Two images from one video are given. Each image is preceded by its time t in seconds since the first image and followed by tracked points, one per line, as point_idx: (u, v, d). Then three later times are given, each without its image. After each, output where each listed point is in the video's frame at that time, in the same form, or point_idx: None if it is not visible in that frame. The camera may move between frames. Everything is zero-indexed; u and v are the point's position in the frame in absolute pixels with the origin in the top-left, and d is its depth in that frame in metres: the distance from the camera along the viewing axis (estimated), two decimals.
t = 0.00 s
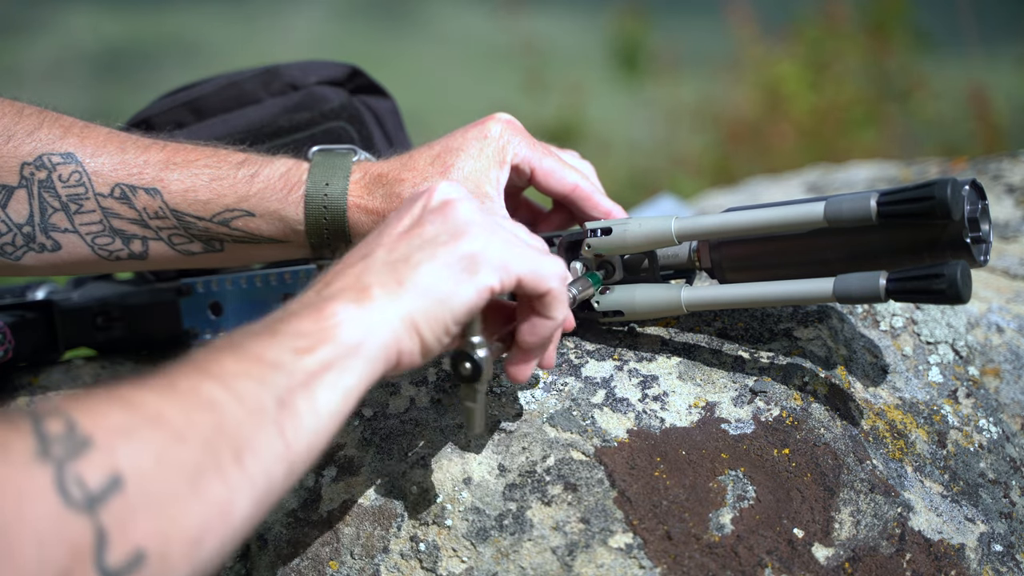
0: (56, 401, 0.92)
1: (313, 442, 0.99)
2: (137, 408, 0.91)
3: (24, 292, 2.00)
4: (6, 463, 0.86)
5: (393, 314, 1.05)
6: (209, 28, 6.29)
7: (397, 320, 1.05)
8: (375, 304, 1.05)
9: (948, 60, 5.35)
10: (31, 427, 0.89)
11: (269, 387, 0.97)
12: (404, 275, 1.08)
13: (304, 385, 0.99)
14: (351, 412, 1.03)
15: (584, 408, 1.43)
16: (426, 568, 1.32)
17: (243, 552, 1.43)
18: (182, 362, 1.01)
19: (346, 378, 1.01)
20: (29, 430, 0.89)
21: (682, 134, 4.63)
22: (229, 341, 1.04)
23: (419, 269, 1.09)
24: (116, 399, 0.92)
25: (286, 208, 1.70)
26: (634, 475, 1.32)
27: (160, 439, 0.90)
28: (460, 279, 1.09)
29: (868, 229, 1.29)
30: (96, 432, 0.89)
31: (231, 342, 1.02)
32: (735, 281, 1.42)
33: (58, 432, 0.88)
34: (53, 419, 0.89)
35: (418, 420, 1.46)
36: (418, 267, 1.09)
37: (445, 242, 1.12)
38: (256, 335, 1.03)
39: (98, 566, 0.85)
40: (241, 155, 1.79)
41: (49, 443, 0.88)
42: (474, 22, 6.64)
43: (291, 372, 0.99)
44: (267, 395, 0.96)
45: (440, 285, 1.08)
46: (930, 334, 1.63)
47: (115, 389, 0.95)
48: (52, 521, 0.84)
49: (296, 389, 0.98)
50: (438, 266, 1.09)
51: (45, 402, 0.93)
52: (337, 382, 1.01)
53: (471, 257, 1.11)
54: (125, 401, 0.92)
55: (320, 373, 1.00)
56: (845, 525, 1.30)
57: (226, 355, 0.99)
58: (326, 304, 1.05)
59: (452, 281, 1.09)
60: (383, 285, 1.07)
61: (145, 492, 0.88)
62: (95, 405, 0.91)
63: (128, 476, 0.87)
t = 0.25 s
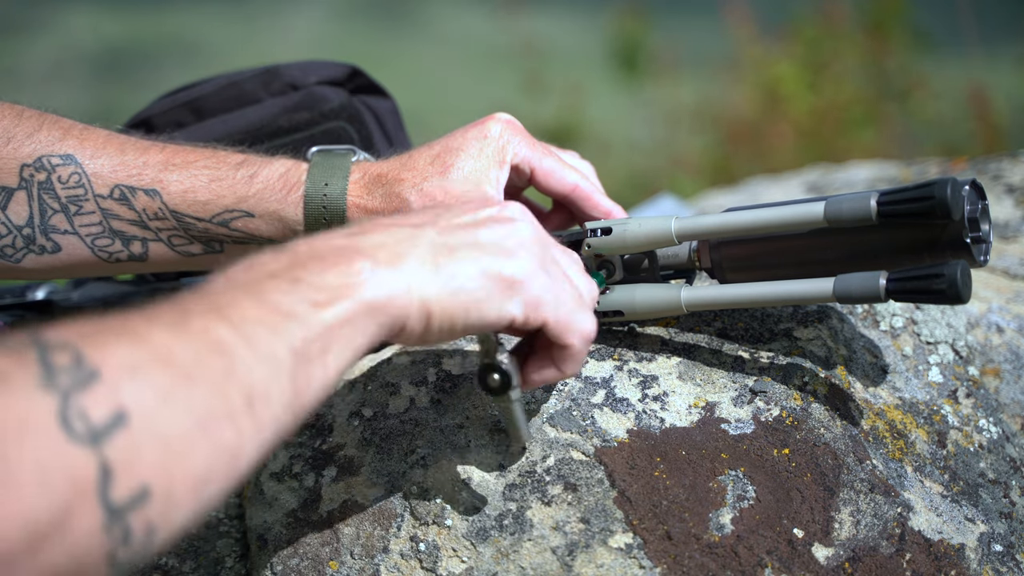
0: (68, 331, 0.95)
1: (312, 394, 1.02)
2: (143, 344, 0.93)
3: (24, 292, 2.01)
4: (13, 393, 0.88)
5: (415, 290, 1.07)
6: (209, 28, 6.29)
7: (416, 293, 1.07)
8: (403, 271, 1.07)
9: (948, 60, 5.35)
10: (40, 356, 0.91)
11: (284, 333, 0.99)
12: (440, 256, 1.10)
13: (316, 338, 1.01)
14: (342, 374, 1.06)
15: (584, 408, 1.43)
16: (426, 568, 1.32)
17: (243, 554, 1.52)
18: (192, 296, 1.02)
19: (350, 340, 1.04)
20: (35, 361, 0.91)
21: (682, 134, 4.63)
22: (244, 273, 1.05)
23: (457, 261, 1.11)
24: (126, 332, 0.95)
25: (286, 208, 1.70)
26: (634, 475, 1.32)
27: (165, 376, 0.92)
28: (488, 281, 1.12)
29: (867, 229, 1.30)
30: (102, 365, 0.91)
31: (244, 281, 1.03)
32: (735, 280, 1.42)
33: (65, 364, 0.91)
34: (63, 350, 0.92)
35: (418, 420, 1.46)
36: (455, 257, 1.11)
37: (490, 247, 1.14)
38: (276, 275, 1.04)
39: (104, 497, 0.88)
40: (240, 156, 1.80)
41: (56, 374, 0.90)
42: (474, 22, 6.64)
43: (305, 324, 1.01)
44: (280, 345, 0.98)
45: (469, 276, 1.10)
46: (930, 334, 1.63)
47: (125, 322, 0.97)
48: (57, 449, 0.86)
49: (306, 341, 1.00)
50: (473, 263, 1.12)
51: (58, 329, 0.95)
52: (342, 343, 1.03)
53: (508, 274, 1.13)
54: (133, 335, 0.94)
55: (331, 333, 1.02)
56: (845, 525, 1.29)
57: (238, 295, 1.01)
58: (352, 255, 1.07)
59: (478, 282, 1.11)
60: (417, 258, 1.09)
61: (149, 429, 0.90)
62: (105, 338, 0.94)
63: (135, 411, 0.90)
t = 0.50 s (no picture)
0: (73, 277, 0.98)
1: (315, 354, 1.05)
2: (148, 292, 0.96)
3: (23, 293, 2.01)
4: (20, 332, 0.91)
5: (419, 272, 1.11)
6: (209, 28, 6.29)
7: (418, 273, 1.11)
8: (413, 252, 1.11)
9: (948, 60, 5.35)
10: (46, 299, 0.94)
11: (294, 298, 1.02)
12: (454, 243, 1.14)
13: (322, 303, 1.04)
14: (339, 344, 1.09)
15: (584, 408, 1.43)
16: (426, 568, 1.32)
17: (243, 554, 1.52)
18: (198, 252, 1.05)
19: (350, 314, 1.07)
20: (40, 303, 0.94)
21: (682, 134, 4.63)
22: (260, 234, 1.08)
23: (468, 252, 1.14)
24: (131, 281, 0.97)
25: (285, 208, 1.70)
26: (634, 475, 1.32)
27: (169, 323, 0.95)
28: (486, 281, 1.14)
29: (867, 229, 1.30)
30: (107, 309, 0.94)
31: (256, 241, 1.06)
32: (735, 281, 1.42)
33: (69, 307, 0.94)
34: (68, 294, 0.95)
35: (418, 420, 1.46)
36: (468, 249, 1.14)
37: (504, 251, 1.17)
38: (293, 238, 1.07)
39: (108, 434, 0.91)
40: (240, 157, 1.82)
41: (61, 316, 0.93)
42: (474, 22, 6.64)
43: (313, 288, 1.04)
44: (287, 303, 1.01)
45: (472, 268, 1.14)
46: (930, 334, 1.63)
47: (129, 270, 1.00)
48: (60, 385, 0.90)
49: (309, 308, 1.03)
50: (480, 261, 1.14)
51: (64, 274, 0.98)
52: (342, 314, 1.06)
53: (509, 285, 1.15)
54: (138, 284, 0.97)
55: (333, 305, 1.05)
56: (845, 525, 1.29)
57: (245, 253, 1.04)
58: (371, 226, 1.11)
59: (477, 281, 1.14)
60: (431, 244, 1.13)
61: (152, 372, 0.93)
62: (111, 286, 0.97)
63: (138, 354, 0.93)
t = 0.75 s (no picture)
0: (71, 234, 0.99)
1: (328, 321, 1.05)
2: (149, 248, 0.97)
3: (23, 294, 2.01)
4: (18, 281, 0.92)
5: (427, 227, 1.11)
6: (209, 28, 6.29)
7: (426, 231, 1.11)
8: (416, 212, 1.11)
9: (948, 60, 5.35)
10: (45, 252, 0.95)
11: (296, 261, 1.03)
12: (453, 200, 1.14)
13: (327, 264, 1.05)
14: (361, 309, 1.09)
15: (584, 408, 1.43)
16: (426, 568, 1.32)
17: (243, 554, 1.53)
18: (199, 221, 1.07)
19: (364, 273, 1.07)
20: (37, 255, 0.95)
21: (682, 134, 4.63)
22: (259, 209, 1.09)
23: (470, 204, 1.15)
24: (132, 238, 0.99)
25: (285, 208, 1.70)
26: (634, 475, 1.32)
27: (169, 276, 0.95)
28: (496, 226, 1.14)
29: (867, 229, 1.30)
30: (105, 262, 0.95)
31: (254, 211, 1.08)
32: (735, 280, 1.42)
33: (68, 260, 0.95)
34: (67, 247, 0.96)
35: (418, 420, 1.46)
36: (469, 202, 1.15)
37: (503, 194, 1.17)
38: (291, 210, 1.08)
39: (108, 383, 0.91)
40: (239, 157, 1.84)
41: (58, 268, 0.94)
42: (474, 22, 6.64)
43: (316, 249, 1.04)
44: (289, 265, 1.02)
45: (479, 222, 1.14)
46: (930, 334, 1.63)
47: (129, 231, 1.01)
48: (59, 330, 0.90)
49: (318, 270, 1.04)
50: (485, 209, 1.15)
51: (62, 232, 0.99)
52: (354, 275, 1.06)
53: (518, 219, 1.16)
54: (139, 241, 0.98)
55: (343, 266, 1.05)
56: (845, 526, 1.29)
57: (249, 220, 1.05)
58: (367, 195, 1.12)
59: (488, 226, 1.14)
60: (433, 200, 1.13)
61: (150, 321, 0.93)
62: (111, 242, 0.98)
63: (138, 302, 0.93)
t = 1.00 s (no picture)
0: (71, 241, 0.99)
1: (322, 320, 1.05)
2: (148, 253, 0.97)
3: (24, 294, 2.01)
4: (20, 289, 0.92)
5: (424, 237, 1.12)
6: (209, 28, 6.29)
7: (422, 239, 1.12)
8: (413, 220, 1.12)
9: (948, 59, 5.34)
10: (45, 259, 0.95)
11: (294, 261, 1.03)
12: (450, 214, 1.16)
13: (325, 266, 1.04)
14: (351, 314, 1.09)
15: (584, 408, 1.43)
16: (426, 568, 1.32)
17: (243, 554, 1.53)
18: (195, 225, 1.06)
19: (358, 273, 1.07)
20: (38, 262, 0.95)
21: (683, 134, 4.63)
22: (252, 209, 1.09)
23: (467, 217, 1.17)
24: (131, 244, 0.98)
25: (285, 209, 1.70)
26: (634, 475, 1.32)
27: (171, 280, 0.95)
28: (491, 244, 1.17)
29: (867, 229, 1.30)
30: (106, 268, 0.95)
31: (253, 212, 1.08)
32: (735, 280, 1.42)
33: (69, 265, 0.95)
34: (67, 253, 0.96)
35: (418, 420, 1.46)
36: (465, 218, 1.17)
37: (499, 214, 1.20)
38: (287, 211, 1.08)
39: (111, 390, 0.91)
40: (239, 158, 1.84)
41: (59, 274, 0.94)
42: (474, 21, 6.64)
43: (314, 253, 1.04)
44: (289, 267, 1.02)
45: (474, 237, 1.16)
46: (930, 334, 1.63)
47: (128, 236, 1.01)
48: (63, 338, 0.90)
49: (315, 269, 1.04)
50: (480, 225, 1.17)
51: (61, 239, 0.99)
52: (351, 274, 1.06)
53: (514, 242, 1.19)
54: (138, 246, 0.98)
55: (340, 266, 1.06)
56: (845, 525, 1.29)
57: (246, 222, 1.05)
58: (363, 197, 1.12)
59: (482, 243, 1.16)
60: (430, 212, 1.15)
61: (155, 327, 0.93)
62: (110, 247, 0.97)
63: (140, 308, 0.93)
